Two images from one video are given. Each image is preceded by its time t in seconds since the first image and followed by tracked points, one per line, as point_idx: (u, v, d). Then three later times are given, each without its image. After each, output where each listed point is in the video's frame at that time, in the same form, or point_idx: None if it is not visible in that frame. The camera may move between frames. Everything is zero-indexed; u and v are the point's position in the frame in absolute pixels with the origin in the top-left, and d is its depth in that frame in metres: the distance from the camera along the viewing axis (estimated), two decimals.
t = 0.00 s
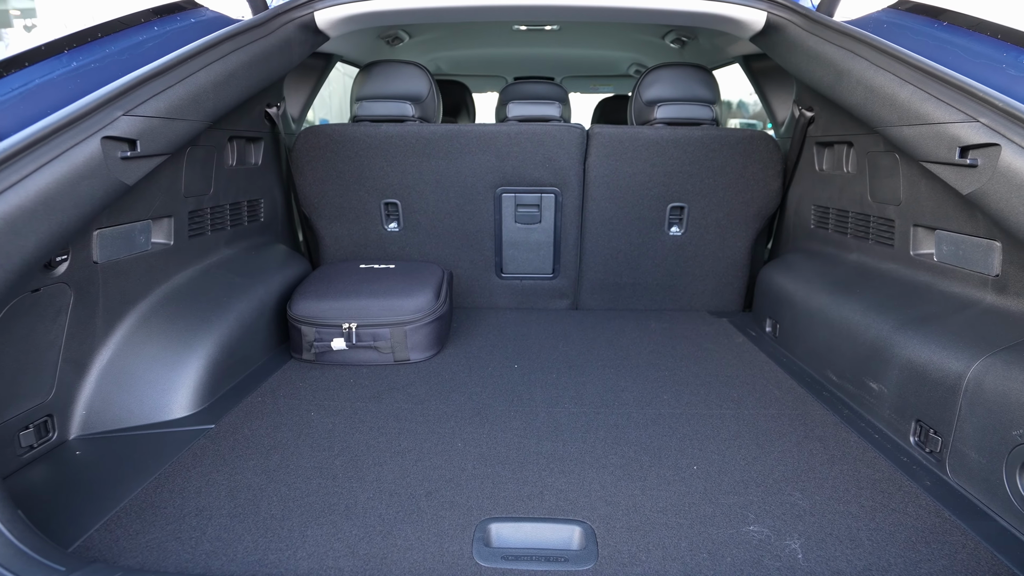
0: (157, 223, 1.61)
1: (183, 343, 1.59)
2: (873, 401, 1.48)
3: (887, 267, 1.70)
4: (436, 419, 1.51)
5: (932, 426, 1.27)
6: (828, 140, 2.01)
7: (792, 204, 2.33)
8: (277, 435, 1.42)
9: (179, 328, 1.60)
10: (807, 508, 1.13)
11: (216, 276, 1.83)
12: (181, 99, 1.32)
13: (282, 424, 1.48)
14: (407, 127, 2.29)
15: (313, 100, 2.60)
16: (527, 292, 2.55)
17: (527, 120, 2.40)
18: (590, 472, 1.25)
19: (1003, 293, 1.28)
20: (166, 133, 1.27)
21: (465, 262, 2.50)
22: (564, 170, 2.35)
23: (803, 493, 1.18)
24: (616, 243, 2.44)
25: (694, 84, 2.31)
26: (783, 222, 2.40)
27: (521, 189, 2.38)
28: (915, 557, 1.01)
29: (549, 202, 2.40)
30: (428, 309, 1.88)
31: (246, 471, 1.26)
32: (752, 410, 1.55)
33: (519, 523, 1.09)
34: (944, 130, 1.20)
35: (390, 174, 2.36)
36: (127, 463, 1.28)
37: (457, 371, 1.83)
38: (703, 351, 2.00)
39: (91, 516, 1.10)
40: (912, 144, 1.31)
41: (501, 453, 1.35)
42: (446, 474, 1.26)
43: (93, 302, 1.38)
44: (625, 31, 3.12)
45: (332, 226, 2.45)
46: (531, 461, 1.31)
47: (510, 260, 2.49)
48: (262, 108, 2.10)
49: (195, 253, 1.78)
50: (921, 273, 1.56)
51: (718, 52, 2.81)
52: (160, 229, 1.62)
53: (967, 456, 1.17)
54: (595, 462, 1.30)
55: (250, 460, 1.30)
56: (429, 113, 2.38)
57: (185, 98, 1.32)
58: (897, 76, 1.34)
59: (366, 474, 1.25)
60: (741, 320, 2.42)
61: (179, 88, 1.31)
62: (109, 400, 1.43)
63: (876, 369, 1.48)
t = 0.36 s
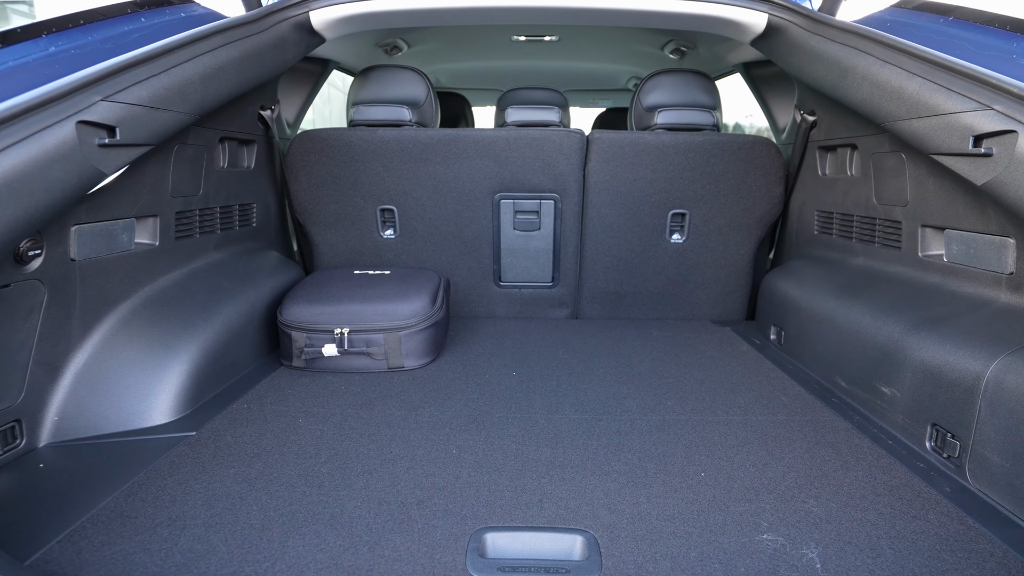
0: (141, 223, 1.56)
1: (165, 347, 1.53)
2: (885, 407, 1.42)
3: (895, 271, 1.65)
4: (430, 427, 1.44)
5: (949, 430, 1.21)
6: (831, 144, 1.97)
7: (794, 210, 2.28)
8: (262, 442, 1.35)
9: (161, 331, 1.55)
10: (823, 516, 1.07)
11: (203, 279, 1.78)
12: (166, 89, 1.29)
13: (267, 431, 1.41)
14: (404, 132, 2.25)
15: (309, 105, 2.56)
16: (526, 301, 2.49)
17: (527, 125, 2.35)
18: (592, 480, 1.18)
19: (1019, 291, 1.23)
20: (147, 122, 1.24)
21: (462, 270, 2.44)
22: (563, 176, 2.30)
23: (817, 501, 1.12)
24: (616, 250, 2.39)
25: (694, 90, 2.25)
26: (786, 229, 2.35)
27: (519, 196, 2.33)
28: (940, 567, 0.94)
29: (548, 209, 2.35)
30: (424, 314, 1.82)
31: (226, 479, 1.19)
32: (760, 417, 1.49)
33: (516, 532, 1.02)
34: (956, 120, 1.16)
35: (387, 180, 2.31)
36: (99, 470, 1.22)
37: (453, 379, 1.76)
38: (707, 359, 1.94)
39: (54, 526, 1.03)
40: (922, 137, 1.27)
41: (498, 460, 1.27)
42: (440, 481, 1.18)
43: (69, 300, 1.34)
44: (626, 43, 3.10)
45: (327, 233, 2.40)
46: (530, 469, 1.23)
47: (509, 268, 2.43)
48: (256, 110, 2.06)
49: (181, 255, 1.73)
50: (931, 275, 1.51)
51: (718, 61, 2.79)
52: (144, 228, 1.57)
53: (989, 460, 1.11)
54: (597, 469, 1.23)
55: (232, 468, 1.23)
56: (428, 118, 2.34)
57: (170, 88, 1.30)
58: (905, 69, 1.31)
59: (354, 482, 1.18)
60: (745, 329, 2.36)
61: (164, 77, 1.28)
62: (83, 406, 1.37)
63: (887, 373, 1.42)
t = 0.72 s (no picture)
0: (132, 220, 1.53)
1: (153, 348, 1.48)
2: (901, 411, 1.36)
3: (906, 273, 1.60)
4: (427, 429, 1.38)
5: (970, 432, 1.16)
6: (837, 147, 1.94)
7: (800, 216, 2.24)
8: (250, 445, 1.29)
9: (149, 330, 1.50)
10: (842, 521, 1.01)
11: (196, 281, 1.73)
12: (158, 79, 1.27)
13: (257, 433, 1.35)
14: (405, 136, 2.21)
15: (309, 111, 2.54)
16: (528, 308, 2.43)
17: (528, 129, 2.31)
18: (596, 484, 1.12)
19: None
20: (138, 111, 1.21)
21: (463, 277, 2.39)
22: (566, 181, 2.26)
23: (834, 506, 1.05)
24: (620, 257, 2.33)
25: (697, 95, 2.21)
26: (791, 236, 2.31)
27: (521, 201, 2.29)
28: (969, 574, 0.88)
29: (550, 214, 2.31)
30: (422, 317, 1.77)
31: (211, 481, 1.13)
32: (770, 422, 1.43)
33: (516, 537, 0.96)
34: (971, 108, 1.12)
35: (387, 184, 2.27)
36: (79, 470, 1.17)
37: (452, 384, 1.70)
38: (713, 365, 1.88)
39: (21, 529, 0.97)
40: (935, 129, 1.23)
41: (498, 463, 1.21)
42: (434, 487, 1.10)
43: (53, 295, 1.31)
44: (628, 52, 3.08)
45: (325, 238, 2.35)
46: (532, 478, 1.14)
47: (511, 275, 2.37)
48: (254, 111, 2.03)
49: (173, 255, 1.69)
50: (944, 275, 1.46)
51: (721, 69, 2.77)
52: (135, 226, 1.54)
53: (1014, 462, 1.05)
54: (602, 473, 1.16)
55: (216, 471, 1.17)
56: (428, 123, 2.26)
57: (163, 78, 1.27)
58: (915, 61, 1.28)
59: (345, 484, 1.12)
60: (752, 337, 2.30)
61: (157, 66, 1.26)
62: (65, 406, 1.33)
63: (902, 376, 1.36)
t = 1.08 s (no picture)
0: (135, 215, 1.51)
1: (152, 344, 1.45)
2: (925, 416, 1.31)
3: (926, 275, 1.55)
4: (432, 429, 1.32)
5: (1001, 437, 1.10)
6: (852, 149, 1.90)
7: (814, 222, 2.19)
8: (247, 443, 1.25)
9: (149, 327, 1.48)
10: (868, 527, 0.95)
11: (199, 279, 1.71)
12: (165, 68, 1.25)
13: (256, 432, 1.31)
14: (412, 138, 2.17)
15: (317, 114, 2.53)
16: (535, 314, 2.38)
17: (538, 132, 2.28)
18: (607, 486, 1.07)
19: None
20: (143, 99, 1.20)
21: (470, 282, 2.34)
22: (575, 184, 2.22)
23: (859, 511, 1.00)
24: (630, 262, 2.29)
25: (707, 100, 2.19)
26: (805, 242, 2.26)
27: (530, 205, 2.25)
28: None
29: (559, 218, 2.27)
30: (427, 319, 1.73)
31: (206, 478, 1.09)
32: (788, 427, 1.37)
33: (524, 538, 0.91)
34: (996, 98, 1.09)
35: (393, 187, 2.23)
36: (71, 465, 1.14)
37: (458, 386, 1.65)
38: (726, 371, 1.83)
39: (8, 524, 0.93)
40: (958, 122, 1.20)
41: (505, 463, 1.16)
42: (439, 485, 1.06)
43: (52, 287, 1.29)
44: (637, 60, 3.07)
45: (331, 241, 2.31)
46: (541, 472, 1.11)
47: (519, 280, 2.32)
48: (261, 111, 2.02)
49: (176, 253, 1.66)
50: (966, 277, 1.41)
51: (732, 76, 2.74)
52: (137, 221, 1.52)
53: None
54: (614, 475, 1.11)
55: (213, 468, 1.13)
56: (435, 126, 2.25)
57: (169, 68, 1.26)
58: (935, 54, 1.24)
59: (345, 483, 1.07)
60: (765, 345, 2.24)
61: (163, 56, 1.24)
62: (60, 402, 1.30)
63: (925, 380, 1.31)
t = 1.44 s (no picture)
0: (149, 208, 1.50)
1: (165, 337, 1.44)
2: (962, 421, 1.25)
3: (960, 276, 1.49)
4: (446, 427, 1.28)
5: None
6: (880, 147, 1.85)
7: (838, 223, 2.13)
8: (258, 438, 1.22)
9: (162, 320, 1.46)
10: (907, 533, 0.90)
11: (212, 274, 1.69)
12: (182, 57, 1.24)
13: (267, 427, 1.28)
14: (428, 136, 2.14)
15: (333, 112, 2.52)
16: (551, 317, 2.32)
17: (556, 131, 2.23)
18: (629, 487, 1.02)
19: None
20: (159, 86, 1.18)
21: (485, 282, 2.29)
22: (593, 183, 2.18)
23: (897, 517, 0.95)
24: (649, 263, 2.24)
25: (729, 98, 2.14)
26: (829, 245, 2.19)
27: (547, 204, 2.21)
28: None
29: (577, 218, 2.22)
30: (442, 317, 1.69)
31: (215, 471, 1.06)
32: (817, 431, 1.32)
33: (543, 537, 0.87)
34: None
35: (409, 185, 2.19)
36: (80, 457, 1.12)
37: (473, 385, 1.61)
38: (749, 375, 1.77)
39: (13, 514, 0.91)
40: (999, 112, 1.15)
41: (521, 462, 1.11)
42: (454, 482, 1.02)
43: (65, 277, 1.28)
44: (656, 61, 3.03)
45: (345, 240, 2.28)
46: (557, 472, 1.07)
47: (535, 282, 2.27)
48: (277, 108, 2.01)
49: (190, 247, 1.65)
50: (1004, 277, 1.35)
51: (754, 76, 2.70)
52: (152, 214, 1.51)
53: None
54: (636, 476, 1.06)
55: (222, 462, 1.10)
56: (452, 124, 2.22)
57: (187, 56, 1.25)
58: (973, 42, 1.20)
59: (357, 478, 1.03)
60: (788, 350, 2.18)
61: (181, 44, 1.23)
62: (70, 393, 1.29)
63: (961, 383, 1.26)
